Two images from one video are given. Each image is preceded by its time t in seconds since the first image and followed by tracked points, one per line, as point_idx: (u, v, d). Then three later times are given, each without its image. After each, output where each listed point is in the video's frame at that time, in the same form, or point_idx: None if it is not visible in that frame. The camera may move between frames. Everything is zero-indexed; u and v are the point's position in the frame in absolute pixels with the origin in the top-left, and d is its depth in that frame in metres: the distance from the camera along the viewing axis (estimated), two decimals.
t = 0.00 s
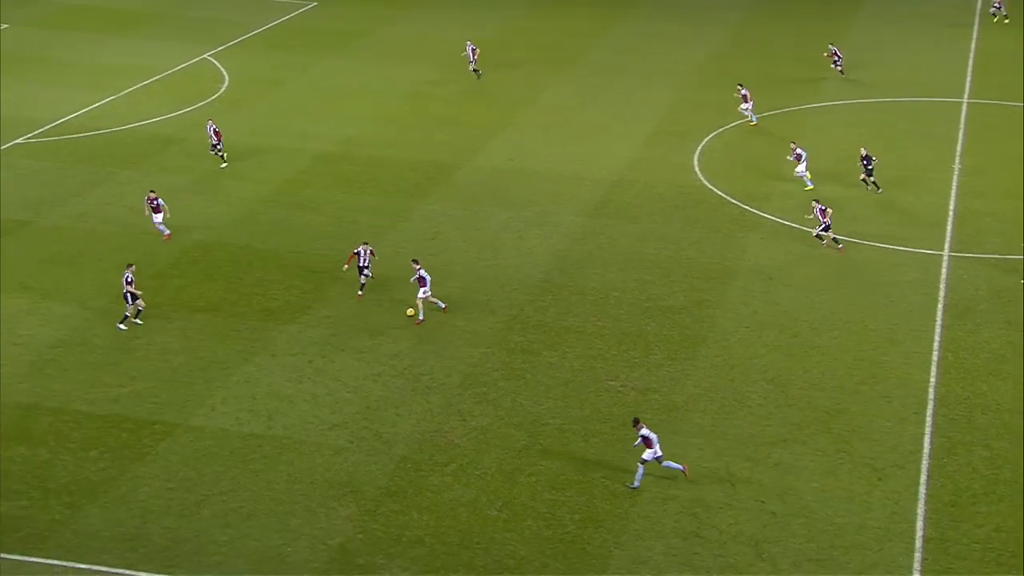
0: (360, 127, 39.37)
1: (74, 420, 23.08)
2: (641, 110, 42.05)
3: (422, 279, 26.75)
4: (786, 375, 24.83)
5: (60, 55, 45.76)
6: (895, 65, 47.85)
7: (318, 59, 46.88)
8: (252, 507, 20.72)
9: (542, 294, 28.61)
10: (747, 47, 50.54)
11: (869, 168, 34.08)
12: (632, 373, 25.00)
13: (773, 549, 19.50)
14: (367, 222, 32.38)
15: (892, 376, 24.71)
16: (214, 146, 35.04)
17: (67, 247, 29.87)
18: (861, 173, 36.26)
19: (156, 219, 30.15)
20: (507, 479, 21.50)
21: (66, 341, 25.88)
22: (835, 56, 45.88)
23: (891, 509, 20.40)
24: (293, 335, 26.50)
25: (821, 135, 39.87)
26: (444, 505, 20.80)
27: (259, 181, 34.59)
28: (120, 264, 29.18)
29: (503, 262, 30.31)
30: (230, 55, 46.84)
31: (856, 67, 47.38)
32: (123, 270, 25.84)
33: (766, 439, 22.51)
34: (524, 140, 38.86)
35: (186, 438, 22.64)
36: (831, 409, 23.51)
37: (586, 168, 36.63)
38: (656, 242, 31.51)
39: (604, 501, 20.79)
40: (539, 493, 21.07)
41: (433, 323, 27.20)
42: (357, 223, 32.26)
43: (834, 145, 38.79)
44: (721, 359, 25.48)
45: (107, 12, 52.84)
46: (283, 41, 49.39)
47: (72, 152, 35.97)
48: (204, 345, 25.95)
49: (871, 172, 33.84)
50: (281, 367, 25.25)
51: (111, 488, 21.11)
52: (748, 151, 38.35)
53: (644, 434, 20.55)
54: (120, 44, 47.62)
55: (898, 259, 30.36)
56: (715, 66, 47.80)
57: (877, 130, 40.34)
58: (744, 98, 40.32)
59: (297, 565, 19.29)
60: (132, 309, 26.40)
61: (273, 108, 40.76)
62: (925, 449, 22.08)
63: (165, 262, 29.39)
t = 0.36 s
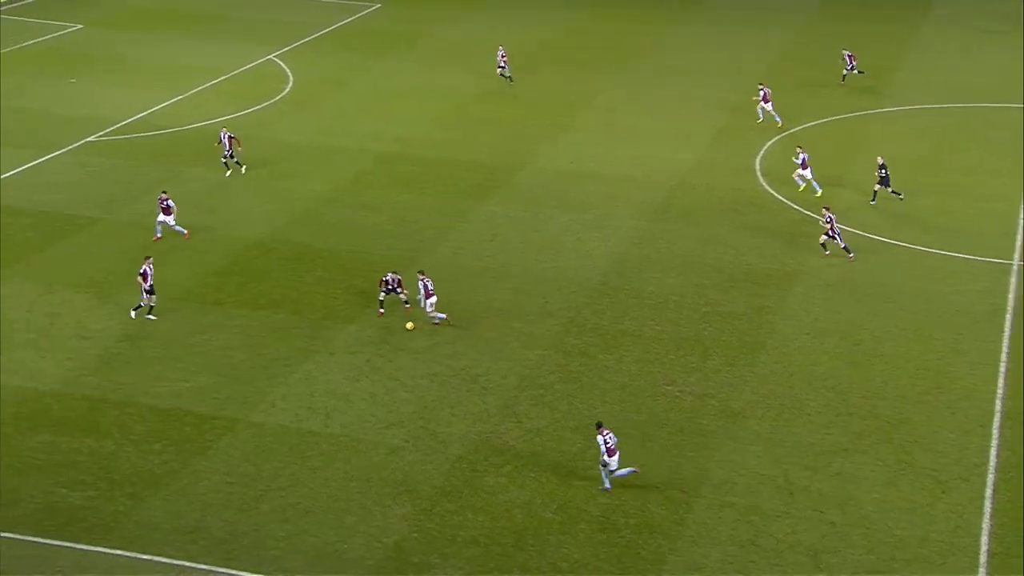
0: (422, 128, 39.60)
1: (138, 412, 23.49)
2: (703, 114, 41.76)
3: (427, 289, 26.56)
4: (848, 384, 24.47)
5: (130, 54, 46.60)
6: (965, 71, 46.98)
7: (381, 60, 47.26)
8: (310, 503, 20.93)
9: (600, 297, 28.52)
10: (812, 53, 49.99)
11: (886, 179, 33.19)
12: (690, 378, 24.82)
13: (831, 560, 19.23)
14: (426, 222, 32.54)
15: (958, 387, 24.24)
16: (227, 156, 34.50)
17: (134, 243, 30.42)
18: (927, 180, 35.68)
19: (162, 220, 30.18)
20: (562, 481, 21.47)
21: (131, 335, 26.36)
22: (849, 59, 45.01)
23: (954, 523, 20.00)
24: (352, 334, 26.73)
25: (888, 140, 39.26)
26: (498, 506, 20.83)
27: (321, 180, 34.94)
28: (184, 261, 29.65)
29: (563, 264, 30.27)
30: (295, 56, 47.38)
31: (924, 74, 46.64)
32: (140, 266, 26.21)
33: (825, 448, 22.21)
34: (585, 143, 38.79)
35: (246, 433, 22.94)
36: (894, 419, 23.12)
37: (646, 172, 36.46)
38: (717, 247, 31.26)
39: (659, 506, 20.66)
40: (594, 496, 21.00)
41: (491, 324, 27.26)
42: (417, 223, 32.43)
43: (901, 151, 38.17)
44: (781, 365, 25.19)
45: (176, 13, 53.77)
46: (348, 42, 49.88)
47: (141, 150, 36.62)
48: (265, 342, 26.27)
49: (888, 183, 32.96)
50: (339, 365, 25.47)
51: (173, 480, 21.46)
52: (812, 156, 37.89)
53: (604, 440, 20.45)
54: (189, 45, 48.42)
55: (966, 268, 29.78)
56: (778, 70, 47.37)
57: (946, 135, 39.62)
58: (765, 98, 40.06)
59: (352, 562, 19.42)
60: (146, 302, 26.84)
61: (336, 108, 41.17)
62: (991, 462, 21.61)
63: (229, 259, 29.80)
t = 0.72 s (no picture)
0: (487, 135, 39.77)
1: (204, 412, 23.88)
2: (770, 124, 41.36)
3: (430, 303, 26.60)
4: (915, 400, 24.04)
5: (203, 60, 47.43)
6: None
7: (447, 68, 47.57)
8: (370, 506, 21.09)
9: (662, 307, 28.36)
10: (883, 63, 49.27)
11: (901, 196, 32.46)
12: (752, 390, 24.57)
13: None
14: (489, 229, 32.65)
15: None
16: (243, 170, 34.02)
17: (202, 245, 30.94)
18: (998, 195, 34.97)
19: (181, 228, 30.17)
20: (620, 491, 21.37)
21: (198, 335, 26.81)
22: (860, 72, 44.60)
23: None
24: (413, 339, 26.90)
25: (960, 153, 38.52)
26: (556, 514, 20.80)
27: (387, 186, 35.25)
28: (251, 263, 30.08)
29: (625, 273, 30.16)
30: (364, 62, 47.87)
31: (998, 87, 45.71)
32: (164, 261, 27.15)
33: (891, 465, 21.83)
34: (650, 152, 38.63)
35: (308, 435, 23.20)
36: (963, 437, 22.65)
37: (711, 182, 36.20)
38: (781, 258, 30.93)
39: (719, 519, 20.46)
40: (652, 508, 20.86)
41: (551, 332, 27.26)
42: (480, 230, 32.55)
43: (973, 164, 37.45)
44: (846, 380, 24.83)
45: (248, 20, 54.64)
46: (415, 49, 50.27)
47: (212, 154, 37.25)
48: (328, 345, 26.56)
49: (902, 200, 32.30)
50: (401, 369, 25.65)
51: (236, 479, 21.77)
52: (882, 168, 37.33)
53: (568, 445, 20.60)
54: (260, 51, 49.17)
55: None
56: (848, 80, 46.78)
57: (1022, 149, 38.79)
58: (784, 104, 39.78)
59: (410, 566, 19.52)
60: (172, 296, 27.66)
61: (402, 114, 41.50)
62: None
63: (293, 262, 30.17)
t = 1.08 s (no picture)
0: (544, 139, 39.77)
1: (261, 410, 24.16)
2: (831, 131, 40.89)
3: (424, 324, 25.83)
4: (978, 413, 23.60)
5: (265, 62, 48.02)
6: None
7: (506, 71, 47.71)
8: (423, 507, 21.19)
9: (719, 313, 28.15)
10: (948, 70, 48.47)
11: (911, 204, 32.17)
12: (810, 399, 24.29)
13: None
14: (545, 232, 32.66)
15: None
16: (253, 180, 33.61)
17: (261, 245, 31.31)
18: None
19: (203, 228, 30.42)
20: (674, 498, 21.24)
21: (256, 334, 27.13)
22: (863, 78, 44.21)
23: None
24: (468, 341, 26.98)
25: None
26: (609, 519, 20.73)
27: (444, 188, 35.40)
28: (309, 263, 30.38)
29: (681, 279, 29.99)
30: (423, 65, 48.12)
31: None
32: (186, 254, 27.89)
33: (952, 478, 21.45)
34: (708, 158, 38.37)
35: (363, 435, 23.37)
36: None
37: (770, 188, 35.87)
38: (841, 266, 30.56)
39: (775, 529, 20.26)
40: (706, 515, 20.71)
41: (606, 336, 27.19)
42: (536, 233, 32.56)
43: None
44: (907, 391, 24.45)
45: (310, 22, 55.24)
46: (474, 52, 50.42)
47: (272, 155, 37.68)
48: (383, 345, 26.75)
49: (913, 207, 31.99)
50: (455, 371, 25.74)
51: (292, 477, 22.00)
52: (946, 176, 36.74)
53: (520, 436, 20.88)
54: (321, 53, 49.61)
55: None
56: (911, 86, 46.13)
57: None
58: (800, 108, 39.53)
59: (463, 568, 19.58)
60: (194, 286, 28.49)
61: (460, 117, 41.65)
62: None
63: (351, 263, 30.42)
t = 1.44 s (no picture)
0: (602, 141, 39.67)
1: (317, 406, 24.40)
2: (894, 135, 40.29)
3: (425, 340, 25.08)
4: None
5: (327, 61, 48.50)
6: None
7: (564, 72, 47.70)
8: (477, 506, 21.25)
9: (777, 318, 27.88)
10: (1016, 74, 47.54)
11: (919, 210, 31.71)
12: (869, 407, 23.97)
13: None
14: (602, 234, 32.58)
15: None
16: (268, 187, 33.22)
17: (320, 243, 31.61)
18: None
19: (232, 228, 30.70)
20: (728, 503, 21.08)
21: (314, 331, 27.40)
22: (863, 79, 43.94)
23: None
24: (523, 341, 27.01)
25: None
26: (663, 524, 20.62)
27: (501, 188, 35.47)
28: (367, 262, 30.63)
29: (739, 283, 29.75)
30: (482, 66, 48.24)
31: None
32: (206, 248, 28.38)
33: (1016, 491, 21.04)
34: (768, 161, 38.00)
35: (417, 433, 23.50)
36: None
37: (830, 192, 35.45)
38: (903, 272, 30.12)
39: (832, 537, 20.02)
40: (761, 521, 20.53)
41: (662, 339, 27.07)
42: (593, 235, 32.50)
43: None
44: (970, 400, 24.01)
45: (372, 22, 55.70)
46: (533, 53, 50.43)
47: (332, 154, 38.02)
48: (438, 344, 26.88)
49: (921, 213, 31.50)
50: (510, 371, 25.78)
51: (347, 474, 22.18)
52: (1014, 182, 36.07)
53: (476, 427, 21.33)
54: (381, 53, 49.95)
55: None
56: (978, 90, 45.34)
57: None
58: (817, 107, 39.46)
59: (515, 568, 19.60)
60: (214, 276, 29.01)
61: (518, 118, 41.70)
62: None
63: (408, 262, 30.60)
